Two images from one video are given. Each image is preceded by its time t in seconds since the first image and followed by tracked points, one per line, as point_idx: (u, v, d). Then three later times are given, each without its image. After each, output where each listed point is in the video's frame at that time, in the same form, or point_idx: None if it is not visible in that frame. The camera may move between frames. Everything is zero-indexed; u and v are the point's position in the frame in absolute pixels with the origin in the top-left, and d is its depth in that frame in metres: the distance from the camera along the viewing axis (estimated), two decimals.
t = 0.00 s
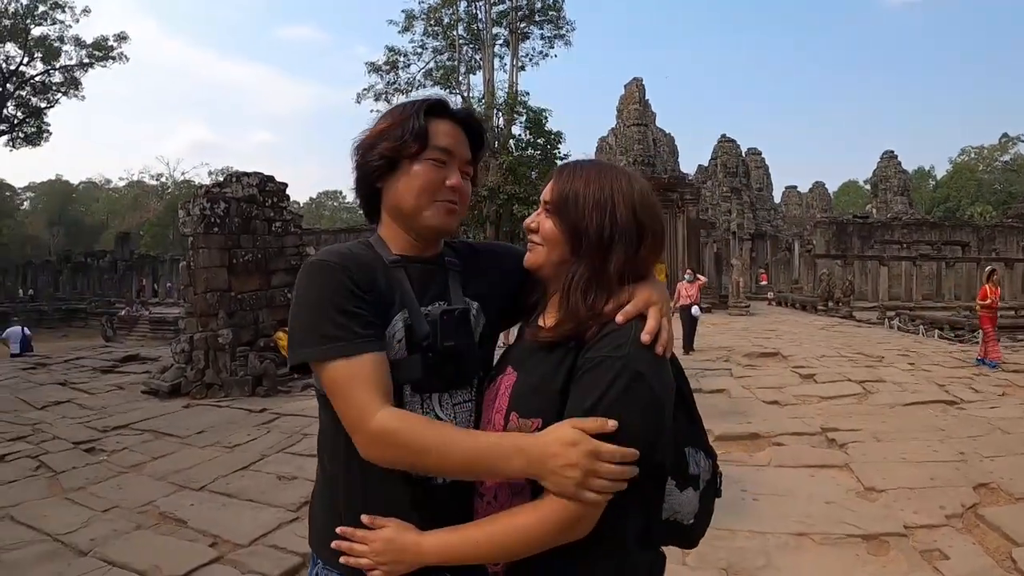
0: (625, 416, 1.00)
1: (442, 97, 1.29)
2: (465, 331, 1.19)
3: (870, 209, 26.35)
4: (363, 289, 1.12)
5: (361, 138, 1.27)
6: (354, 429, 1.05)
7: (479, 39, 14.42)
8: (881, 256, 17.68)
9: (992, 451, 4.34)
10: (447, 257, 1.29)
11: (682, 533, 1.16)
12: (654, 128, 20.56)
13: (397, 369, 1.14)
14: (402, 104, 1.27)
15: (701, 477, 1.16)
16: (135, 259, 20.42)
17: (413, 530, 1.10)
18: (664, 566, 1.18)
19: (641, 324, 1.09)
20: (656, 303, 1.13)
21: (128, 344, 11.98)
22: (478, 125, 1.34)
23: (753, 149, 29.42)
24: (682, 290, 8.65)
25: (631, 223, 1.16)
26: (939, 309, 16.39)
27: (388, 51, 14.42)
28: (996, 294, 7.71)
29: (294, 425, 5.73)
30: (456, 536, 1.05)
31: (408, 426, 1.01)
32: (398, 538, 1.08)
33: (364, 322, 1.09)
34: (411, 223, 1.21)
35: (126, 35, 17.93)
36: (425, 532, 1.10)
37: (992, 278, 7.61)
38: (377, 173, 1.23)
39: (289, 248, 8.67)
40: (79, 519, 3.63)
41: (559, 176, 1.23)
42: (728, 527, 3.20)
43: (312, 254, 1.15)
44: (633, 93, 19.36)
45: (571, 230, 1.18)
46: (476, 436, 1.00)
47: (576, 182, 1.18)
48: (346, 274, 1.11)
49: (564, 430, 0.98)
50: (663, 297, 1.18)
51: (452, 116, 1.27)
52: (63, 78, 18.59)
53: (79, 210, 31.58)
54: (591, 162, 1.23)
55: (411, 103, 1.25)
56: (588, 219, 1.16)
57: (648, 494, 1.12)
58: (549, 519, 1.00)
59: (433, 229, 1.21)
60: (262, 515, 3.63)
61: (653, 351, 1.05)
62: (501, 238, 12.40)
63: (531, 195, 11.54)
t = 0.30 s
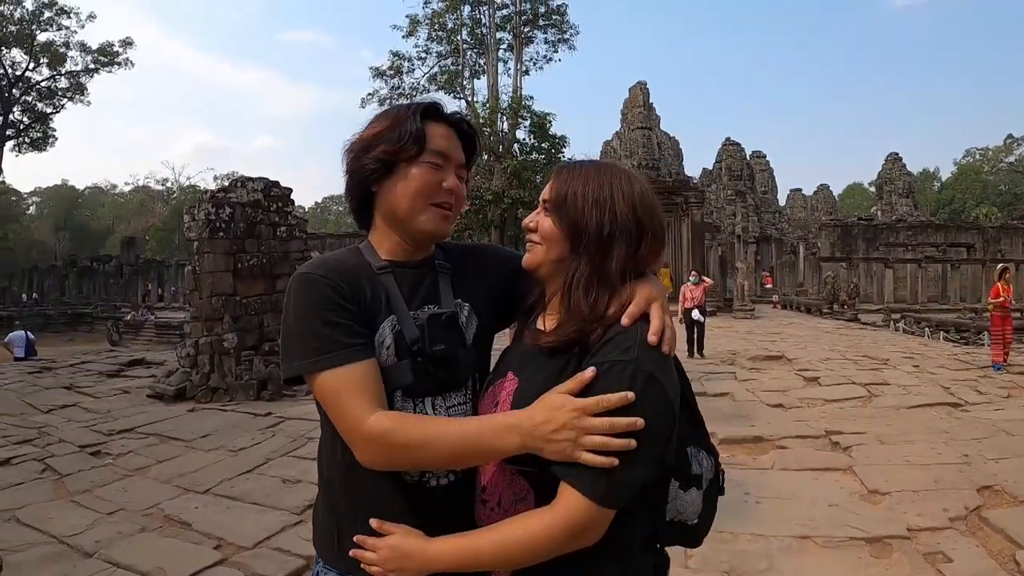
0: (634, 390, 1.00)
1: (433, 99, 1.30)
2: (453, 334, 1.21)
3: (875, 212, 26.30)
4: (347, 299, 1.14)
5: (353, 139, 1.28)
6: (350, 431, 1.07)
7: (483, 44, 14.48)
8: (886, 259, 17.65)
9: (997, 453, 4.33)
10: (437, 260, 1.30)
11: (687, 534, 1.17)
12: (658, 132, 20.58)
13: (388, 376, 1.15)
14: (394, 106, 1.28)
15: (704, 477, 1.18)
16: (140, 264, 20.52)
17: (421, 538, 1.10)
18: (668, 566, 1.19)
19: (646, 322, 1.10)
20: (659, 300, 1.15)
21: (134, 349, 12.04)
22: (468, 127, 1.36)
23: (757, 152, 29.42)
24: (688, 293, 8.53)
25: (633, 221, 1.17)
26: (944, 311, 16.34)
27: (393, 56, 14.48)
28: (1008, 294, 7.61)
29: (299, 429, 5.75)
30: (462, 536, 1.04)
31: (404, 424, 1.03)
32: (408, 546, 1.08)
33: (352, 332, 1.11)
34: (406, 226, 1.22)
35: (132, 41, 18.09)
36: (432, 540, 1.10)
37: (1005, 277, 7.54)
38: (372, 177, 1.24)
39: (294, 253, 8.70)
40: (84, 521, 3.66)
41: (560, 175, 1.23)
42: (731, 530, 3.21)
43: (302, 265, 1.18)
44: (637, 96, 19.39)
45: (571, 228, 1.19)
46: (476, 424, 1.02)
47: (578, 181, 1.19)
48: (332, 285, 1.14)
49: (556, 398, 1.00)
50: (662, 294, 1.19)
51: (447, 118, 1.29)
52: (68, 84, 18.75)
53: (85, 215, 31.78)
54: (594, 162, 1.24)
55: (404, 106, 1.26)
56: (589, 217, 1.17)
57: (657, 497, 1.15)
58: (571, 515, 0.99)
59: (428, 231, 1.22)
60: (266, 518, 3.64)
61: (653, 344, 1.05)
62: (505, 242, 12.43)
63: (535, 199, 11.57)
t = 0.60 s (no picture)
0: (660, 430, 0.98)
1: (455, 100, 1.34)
2: (467, 340, 1.21)
3: (874, 211, 26.34)
4: (367, 286, 1.14)
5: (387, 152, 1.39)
6: (363, 424, 1.05)
7: (481, 44, 14.48)
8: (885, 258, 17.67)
9: (996, 451, 4.33)
10: (457, 257, 1.30)
11: (690, 543, 1.16)
12: (656, 131, 20.59)
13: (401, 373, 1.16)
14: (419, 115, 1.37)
15: (711, 489, 1.16)
16: (139, 264, 20.51)
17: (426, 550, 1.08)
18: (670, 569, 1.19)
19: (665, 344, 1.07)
20: (678, 294, 1.13)
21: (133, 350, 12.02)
22: (498, 125, 1.34)
23: (755, 151, 29.42)
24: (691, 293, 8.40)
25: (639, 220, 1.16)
26: (943, 310, 16.37)
27: (390, 56, 14.48)
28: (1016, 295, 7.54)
29: (298, 430, 5.74)
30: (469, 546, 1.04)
31: (422, 420, 1.01)
32: (411, 559, 1.06)
33: (369, 317, 1.11)
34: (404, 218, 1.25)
35: (130, 42, 18.08)
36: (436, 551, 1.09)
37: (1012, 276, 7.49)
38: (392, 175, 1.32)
39: (293, 253, 8.72)
40: (84, 523, 3.65)
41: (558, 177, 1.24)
42: (730, 530, 3.20)
43: (318, 247, 1.18)
44: (635, 96, 19.41)
45: (579, 231, 1.19)
46: (497, 432, 1.00)
47: (576, 181, 1.19)
48: (350, 269, 1.14)
49: (580, 425, 0.98)
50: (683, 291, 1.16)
51: (468, 115, 1.31)
52: (66, 85, 18.72)
53: (83, 216, 31.76)
54: (588, 155, 1.24)
55: (423, 113, 1.34)
56: (593, 217, 1.17)
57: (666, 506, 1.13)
58: (586, 531, 0.98)
59: (415, 218, 1.21)
60: (265, 519, 3.64)
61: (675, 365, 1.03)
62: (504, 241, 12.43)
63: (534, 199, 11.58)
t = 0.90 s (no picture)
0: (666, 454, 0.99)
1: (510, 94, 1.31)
2: (488, 344, 1.17)
3: (861, 207, 26.51)
4: (387, 273, 1.12)
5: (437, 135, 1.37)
6: (368, 419, 1.04)
7: (470, 39, 14.42)
8: (872, 254, 17.82)
9: (982, 445, 4.37)
10: (493, 250, 1.26)
11: (689, 544, 1.15)
12: (644, 127, 20.62)
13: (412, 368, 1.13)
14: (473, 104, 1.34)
15: (712, 490, 1.16)
16: (125, 260, 20.29)
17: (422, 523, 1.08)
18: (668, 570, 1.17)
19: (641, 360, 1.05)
20: (677, 306, 1.12)
21: (119, 346, 11.89)
22: (553, 128, 1.29)
23: (743, 148, 29.55)
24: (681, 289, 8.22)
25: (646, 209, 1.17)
26: (929, 306, 16.52)
27: (378, 50, 14.39)
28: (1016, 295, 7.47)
29: (286, 426, 5.70)
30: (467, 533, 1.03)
31: (432, 419, 1.00)
32: (403, 529, 1.06)
33: (385, 306, 1.08)
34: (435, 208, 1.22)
35: (116, 35, 17.81)
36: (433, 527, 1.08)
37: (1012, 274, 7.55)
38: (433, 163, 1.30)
39: (279, 248, 8.70)
40: (70, 521, 3.60)
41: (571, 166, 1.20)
42: (720, 524, 3.21)
43: (340, 229, 1.15)
44: (623, 91, 19.44)
45: (598, 226, 1.16)
46: (502, 436, 0.99)
47: (594, 171, 1.16)
48: (371, 255, 1.11)
49: (592, 438, 0.97)
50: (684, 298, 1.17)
51: (520, 110, 1.28)
52: (52, 79, 18.44)
53: (68, 212, 31.36)
54: (585, 148, 1.23)
55: (476, 103, 1.31)
56: (617, 210, 1.15)
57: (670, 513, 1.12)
58: (578, 530, 0.99)
59: (448, 210, 1.18)
60: (253, 516, 3.60)
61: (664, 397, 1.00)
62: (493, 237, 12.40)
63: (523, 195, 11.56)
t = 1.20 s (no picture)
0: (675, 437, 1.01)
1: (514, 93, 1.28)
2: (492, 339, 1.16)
3: (845, 203, 26.74)
4: (399, 270, 1.08)
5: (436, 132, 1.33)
6: (387, 421, 1.02)
7: (455, 35, 14.36)
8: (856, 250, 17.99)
9: (967, 439, 4.42)
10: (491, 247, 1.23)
11: (694, 515, 1.13)
12: (630, 124, 20.68)
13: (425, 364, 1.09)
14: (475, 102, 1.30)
15: (712, 460, 1.14)
16: (108, 258, 20.05)
17: (443, 519, 1.07)
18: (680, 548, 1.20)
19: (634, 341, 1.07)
20: (667, 297, 1.15)
21: (102, 345, 11.74)
22: (559, 130, 1.27)
23: (727, 144, 29.70)
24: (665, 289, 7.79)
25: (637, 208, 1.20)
26: (912, 301, 16.70)
27: (363, 46, 14.30)
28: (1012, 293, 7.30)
29: (271, 424, 5.65)
30: (493, 529, 1.04)
31: (454, 415, 0.99)
32: (427, 527, 1.05)
33: (398, 303, 1.05)
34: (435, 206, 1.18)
35: (99, 31, 17.53)
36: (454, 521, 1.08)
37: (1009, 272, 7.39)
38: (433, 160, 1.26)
39: (263, 245, 8.66)
40: (55, 523, 3.54)
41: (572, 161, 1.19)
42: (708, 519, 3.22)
43: (346, 224, 1.12)
44: (608, 88, 19.47)
45: (596, 219, 1.17)
46: (518, 429, 0.99)
47: (593, 168, 1.17)
48: (380, 253, 1.07)
49: (610, 428, 0.98)
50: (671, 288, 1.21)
51: (526, 110, 1.25)
52: (34, 75, 18.12)
53: (50, 210, 30.89)
54: (574, 141, 1.24)
55: (480, 101, 1.27)
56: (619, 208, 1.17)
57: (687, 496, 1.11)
58: (599, 526, 1.01)
59: (450, 211, 1.15)
60: (240, 516, 3.57)
61: (665, 373, 1.03)
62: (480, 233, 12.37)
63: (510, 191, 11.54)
